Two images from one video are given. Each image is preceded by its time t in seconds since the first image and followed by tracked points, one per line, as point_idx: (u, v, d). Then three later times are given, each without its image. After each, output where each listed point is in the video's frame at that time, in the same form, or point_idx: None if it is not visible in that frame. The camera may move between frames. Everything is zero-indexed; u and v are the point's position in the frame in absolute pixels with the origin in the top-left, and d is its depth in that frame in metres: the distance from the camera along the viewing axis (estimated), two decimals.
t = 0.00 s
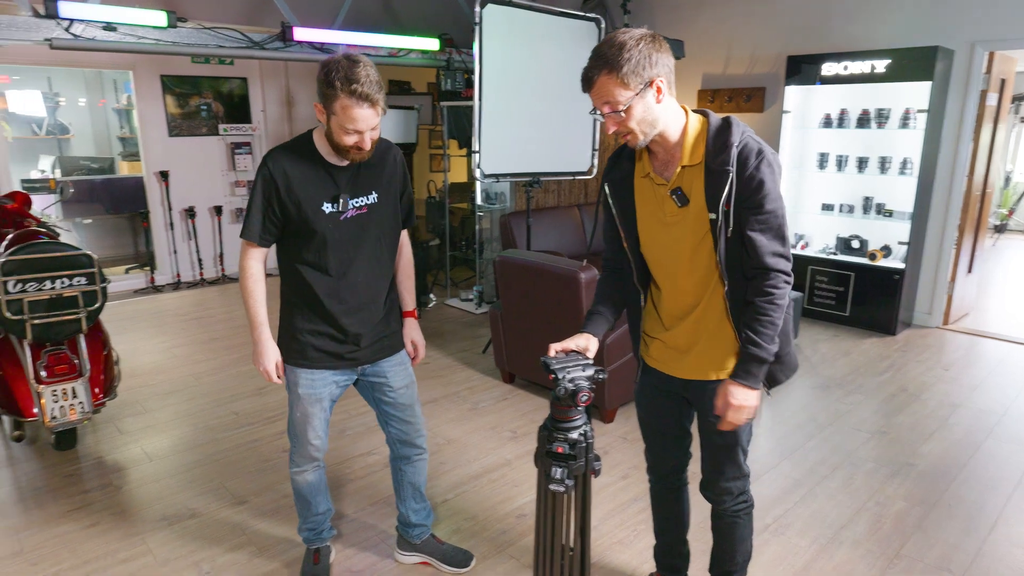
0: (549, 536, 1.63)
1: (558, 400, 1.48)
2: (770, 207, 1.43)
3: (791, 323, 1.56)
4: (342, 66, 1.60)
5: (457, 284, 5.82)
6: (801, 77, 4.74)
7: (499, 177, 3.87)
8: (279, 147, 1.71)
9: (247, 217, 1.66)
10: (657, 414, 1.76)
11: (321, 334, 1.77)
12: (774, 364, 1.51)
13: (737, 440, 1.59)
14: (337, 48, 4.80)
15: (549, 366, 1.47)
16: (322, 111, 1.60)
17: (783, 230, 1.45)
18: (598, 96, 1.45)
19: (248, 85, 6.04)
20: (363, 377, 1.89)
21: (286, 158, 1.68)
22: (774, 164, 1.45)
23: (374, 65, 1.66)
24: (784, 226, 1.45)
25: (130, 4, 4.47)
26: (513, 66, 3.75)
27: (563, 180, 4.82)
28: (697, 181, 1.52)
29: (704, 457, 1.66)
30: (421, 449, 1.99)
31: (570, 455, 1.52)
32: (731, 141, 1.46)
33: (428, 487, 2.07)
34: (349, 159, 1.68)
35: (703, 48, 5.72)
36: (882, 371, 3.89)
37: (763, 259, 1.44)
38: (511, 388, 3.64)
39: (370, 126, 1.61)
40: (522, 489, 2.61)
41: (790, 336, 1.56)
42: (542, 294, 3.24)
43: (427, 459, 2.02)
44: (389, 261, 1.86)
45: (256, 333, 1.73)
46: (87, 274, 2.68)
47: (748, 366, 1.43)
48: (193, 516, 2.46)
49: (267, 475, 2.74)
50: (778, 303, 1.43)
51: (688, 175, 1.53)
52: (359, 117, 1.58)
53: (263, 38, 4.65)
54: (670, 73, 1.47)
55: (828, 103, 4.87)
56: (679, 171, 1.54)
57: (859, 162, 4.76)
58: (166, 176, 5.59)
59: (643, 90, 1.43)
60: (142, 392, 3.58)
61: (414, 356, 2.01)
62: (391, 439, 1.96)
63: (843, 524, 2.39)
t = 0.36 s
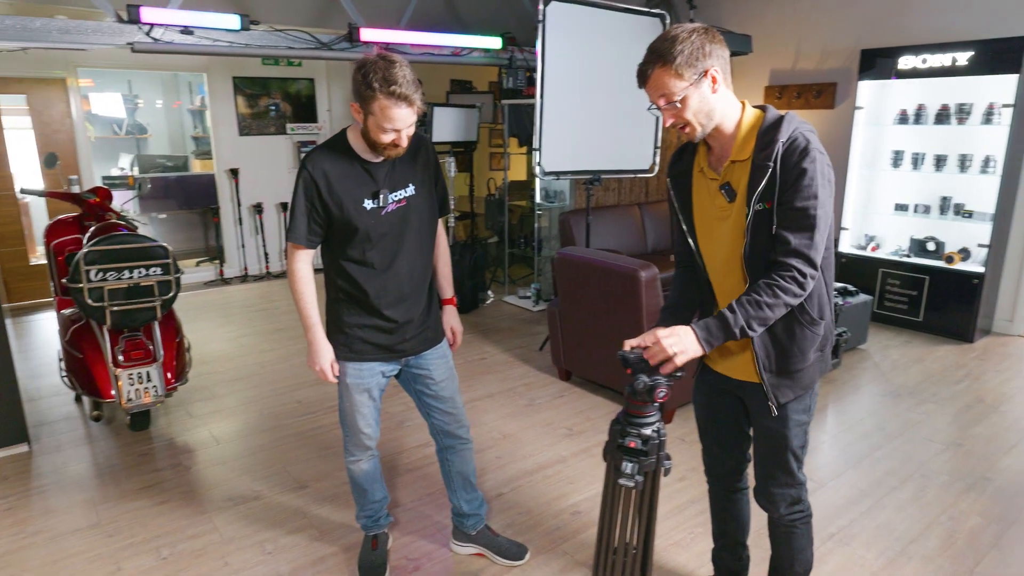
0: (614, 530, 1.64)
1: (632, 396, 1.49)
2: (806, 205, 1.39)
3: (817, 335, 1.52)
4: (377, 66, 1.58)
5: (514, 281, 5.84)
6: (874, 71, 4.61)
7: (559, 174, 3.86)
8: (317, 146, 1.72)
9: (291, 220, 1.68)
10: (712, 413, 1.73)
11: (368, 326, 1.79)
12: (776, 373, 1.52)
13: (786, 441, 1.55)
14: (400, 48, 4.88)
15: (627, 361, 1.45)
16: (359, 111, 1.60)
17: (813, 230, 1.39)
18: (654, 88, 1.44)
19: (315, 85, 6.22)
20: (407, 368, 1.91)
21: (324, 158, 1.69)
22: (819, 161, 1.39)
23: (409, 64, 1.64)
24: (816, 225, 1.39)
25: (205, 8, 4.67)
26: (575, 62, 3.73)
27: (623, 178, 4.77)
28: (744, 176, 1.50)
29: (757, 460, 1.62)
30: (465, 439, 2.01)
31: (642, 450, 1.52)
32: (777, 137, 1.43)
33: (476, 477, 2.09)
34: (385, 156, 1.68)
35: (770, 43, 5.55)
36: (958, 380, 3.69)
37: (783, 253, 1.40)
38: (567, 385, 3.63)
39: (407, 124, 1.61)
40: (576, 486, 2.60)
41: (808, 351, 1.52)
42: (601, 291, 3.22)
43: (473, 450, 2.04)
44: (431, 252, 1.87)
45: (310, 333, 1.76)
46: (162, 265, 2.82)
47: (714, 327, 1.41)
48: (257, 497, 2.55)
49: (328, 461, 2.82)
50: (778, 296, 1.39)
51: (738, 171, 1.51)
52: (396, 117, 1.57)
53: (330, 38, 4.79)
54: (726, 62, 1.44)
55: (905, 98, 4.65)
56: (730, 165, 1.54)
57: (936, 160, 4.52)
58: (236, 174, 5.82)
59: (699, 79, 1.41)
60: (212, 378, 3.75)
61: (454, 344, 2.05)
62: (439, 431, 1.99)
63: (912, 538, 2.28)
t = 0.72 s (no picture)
0: (641, 528, 1.64)
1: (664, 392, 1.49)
2: (821, 195, 1.33)
3: (836, 335, 1.46)
4: (405, 57, 1.58)
5: (547, 277, 5.83)
6: (923, 65, 4.45)
7: (594, 169, 3.84)
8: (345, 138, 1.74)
9: (319, 212, 1.70)
10: (742, 412, 1.70)
11: (395, 319, 1.81)
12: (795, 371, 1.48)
13: (812, 441, 1.51)
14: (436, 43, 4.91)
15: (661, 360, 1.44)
16: (387, 102, 1.61)
17: (824, 221, 1.33)
18: (692, 78, 1.41)
19: (353, 81, 6.30)
20: (434, 362, 1.93)
21: (350, 150, 1.71)
22: (844, 153, 1.34)
23: (437, 55, 1.64)
24: (829, 215, 1.33)
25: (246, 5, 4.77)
26: (612, 57, 3.69)
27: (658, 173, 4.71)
28: (774, 170, 1.47)
29: (784, 461, 1.58)
30: (493, 433, 2.01)
31: (672, 447, 1.51)
32: (806, 131, 1.40)
33: (503, 471, 2.10)
34: (412, 148, 1.69)
35: (812, 36, 5.42)
36: (1005, 383, 3.56)
37: (788, 243, 1.34)
38: (599, 381, 3.61)
39: (435, 115, 1.62)
40: (605, 483, 2.58)
41: (829, 349, 1.46)
42: (636, 288, 3.18)
43: (501, 444, 2.05)
44: (458, 245, 1.87)
45: (337, 327, 1.77)
46: (201, 256, 2.89)
47: (726, 341, 1.33)
48: (291, 486, 2.60)
49: (359, 452, 2.86)
50: (780, 290, 1.32)
51: (768, 165, 1.49)
52: (424, 109, 1.58)
53: (367, 34, 4.84)
54: (765, 49, 1.41)
55: (954, 93, 4.47)
56: (762, 158, 1.52)
57: (986, 156, 4.36)
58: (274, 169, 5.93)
59: (738, 67, 1.38)
60: (249, 369, 3.83)
61: (483, 338, 2.01)
62: (466, 426, 2.00)
63: (951, 545, 2.21)
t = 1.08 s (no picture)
0: (651, 521, 1.64)
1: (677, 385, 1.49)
2: (836, 201, 1.32)
3: (847, 336, 1.45)
4: (423, 50, 1.59)
5: (561, 271, 5.83)
6: (946, 56, 4.39)
7: (609, 163, 3.83)
8: (359, 133, 1.75)
9: (334, 205, 1.71)
10: (751, 406, 1.69)
11: (409, 313, 1.82)
12: (805, 373, 1.47)
13: (814, 435, 1.51)
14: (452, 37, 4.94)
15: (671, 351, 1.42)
16: (403, 94, 1.61)
17: (840, 227, 1.33)
18: (711, 71, 1.39)
19: (369, 74, 6.32)
20: (448, 356, 1.93)
21: (363, 146, 1.71)
22: (860, 158, 1.33)
23: (454, 47, 1.64)
24: (845, 221, 1.32)
25: None
26: (628, 50, 3.67)
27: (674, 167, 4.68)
28: (788, 169, 1.45)
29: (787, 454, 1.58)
30: (506, 426, 2.02)
31: (684, 439, 1.51)
32: (821, 132, 1.37)
33: (516, 464, 2.11)
34: (427, 140, 1.70)
35: (833, 28, 5.34)
36: None
37: (802, 250, 1.34)
38: (612, 375, 3.61)
39: (451, 108, 1.62)
40: (617, 476, 2.58)
41: (839, 352, 1.45)
42: (651, 283, 3.16)
43: (513, 437, 2.05)
44: (473, 239, 1.87)
45: (350, 318, 1.78)
46: (219, 249, 2.92)
47: (734, 344, 1.34)
48: (306, 475, 2.63)
49: (373, 443, 2.88)
50: (795, 296, 1.33)
51: (782, 163, 1.47)
52: (440, 101, 1.59)
53: (384, 27, 4.85)
54: (786, 42, 1.39)
55: (978, 86, 4.40)
56: (775, 156, 1.50)
57: (1010, 150, 4.28)
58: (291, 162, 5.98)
59: (760, 60, 1.36)
60: (265, 360, 3.87)
61: (498, 331, 2.02)
62: (479, 419, 2.01)
63: (966, 542, 2.19)
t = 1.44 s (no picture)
0: (654, 513, 1.65)
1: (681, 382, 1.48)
2: (852, 208, 1.30)
3: (856, 340, 1.43)
4: (429, 42, 1.58)
5: (567, 264, 5.82)
6: (958, 48, 4.31)
7: (615, 156, 3.82)
8: (365, 125, 1.74)
9: (337, 196, 1.72)
10: (754, 399, 1.70)
11: (412, 305, 1.82)
12: (809, 374, 1.46)
13: (807, 430, 1.51)
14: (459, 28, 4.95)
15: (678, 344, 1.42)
16: (409, 87, 1.61)
17: (856, 238, 1.31)
18: (727, 61, 1.36)
19: (376, 67, 6.31)
20: (451, 348, 1.94)
21: (368, 139, 1.71)
22: (877, 163, 1.30)
23: (459, 38, 1.64)
24: (860, 230, 1.31)
25: None
26: (635, 42, 3.65)
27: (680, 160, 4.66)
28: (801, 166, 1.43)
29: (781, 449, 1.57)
30: (509, 419, 2.03)
31: (688, 433, 1.51)
32: (837, 132, 1.34)
33: (521, 456, 2.11)
34: (432, 133, 1.70)
35: (842, 19, 5.29)
36: None
37: (817, 258, 1.33)
38: (617, 368, 3.61)
39: (457, 101, 1.62)
40: (622, 469, 2.59)
41: (845, 356, 1.44)
42: (657, 276, 3.16)
43: (517, 429, 2.06)
44: (477, 232, 1.87)
45: (354, 311, 1.79)
46: (226, 240, 2.94)
47: (752, 359, 1.34)
48: (312, 466, 2.66)
49: (378, 435, 2.90)
50: (812, 309, 1.32)
51: (796, 161, 1.45)
52: (446, 94, 1.58)
53: (390, 18, 4.85)
54: (809, 31, 1.35)
55: (988, 78, 4.36)
56: (788, 151, 1.48)
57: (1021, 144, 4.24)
58: (298, 154, 5.98)
59: (779, 52, 1.33)
60: (272, 351, 3.90)
61: (502, 326, 2.03)
62: (483, 411, 2.01)
63: (971, 536, 2.18)
